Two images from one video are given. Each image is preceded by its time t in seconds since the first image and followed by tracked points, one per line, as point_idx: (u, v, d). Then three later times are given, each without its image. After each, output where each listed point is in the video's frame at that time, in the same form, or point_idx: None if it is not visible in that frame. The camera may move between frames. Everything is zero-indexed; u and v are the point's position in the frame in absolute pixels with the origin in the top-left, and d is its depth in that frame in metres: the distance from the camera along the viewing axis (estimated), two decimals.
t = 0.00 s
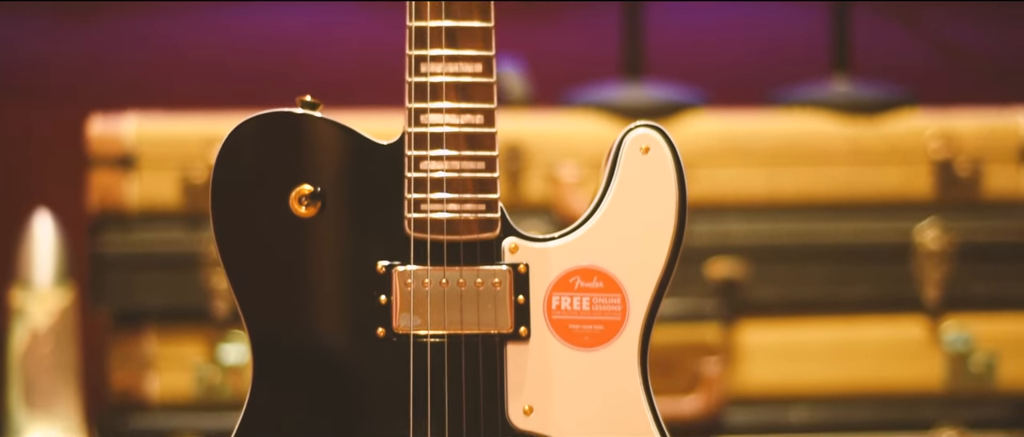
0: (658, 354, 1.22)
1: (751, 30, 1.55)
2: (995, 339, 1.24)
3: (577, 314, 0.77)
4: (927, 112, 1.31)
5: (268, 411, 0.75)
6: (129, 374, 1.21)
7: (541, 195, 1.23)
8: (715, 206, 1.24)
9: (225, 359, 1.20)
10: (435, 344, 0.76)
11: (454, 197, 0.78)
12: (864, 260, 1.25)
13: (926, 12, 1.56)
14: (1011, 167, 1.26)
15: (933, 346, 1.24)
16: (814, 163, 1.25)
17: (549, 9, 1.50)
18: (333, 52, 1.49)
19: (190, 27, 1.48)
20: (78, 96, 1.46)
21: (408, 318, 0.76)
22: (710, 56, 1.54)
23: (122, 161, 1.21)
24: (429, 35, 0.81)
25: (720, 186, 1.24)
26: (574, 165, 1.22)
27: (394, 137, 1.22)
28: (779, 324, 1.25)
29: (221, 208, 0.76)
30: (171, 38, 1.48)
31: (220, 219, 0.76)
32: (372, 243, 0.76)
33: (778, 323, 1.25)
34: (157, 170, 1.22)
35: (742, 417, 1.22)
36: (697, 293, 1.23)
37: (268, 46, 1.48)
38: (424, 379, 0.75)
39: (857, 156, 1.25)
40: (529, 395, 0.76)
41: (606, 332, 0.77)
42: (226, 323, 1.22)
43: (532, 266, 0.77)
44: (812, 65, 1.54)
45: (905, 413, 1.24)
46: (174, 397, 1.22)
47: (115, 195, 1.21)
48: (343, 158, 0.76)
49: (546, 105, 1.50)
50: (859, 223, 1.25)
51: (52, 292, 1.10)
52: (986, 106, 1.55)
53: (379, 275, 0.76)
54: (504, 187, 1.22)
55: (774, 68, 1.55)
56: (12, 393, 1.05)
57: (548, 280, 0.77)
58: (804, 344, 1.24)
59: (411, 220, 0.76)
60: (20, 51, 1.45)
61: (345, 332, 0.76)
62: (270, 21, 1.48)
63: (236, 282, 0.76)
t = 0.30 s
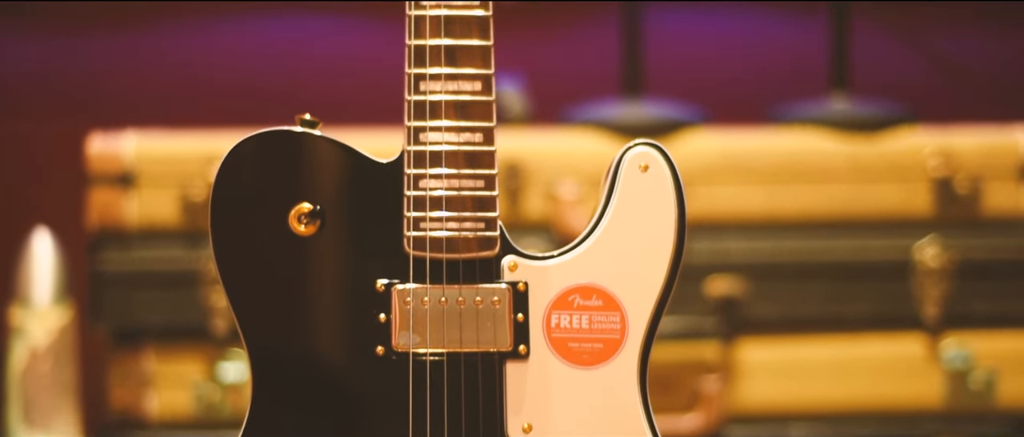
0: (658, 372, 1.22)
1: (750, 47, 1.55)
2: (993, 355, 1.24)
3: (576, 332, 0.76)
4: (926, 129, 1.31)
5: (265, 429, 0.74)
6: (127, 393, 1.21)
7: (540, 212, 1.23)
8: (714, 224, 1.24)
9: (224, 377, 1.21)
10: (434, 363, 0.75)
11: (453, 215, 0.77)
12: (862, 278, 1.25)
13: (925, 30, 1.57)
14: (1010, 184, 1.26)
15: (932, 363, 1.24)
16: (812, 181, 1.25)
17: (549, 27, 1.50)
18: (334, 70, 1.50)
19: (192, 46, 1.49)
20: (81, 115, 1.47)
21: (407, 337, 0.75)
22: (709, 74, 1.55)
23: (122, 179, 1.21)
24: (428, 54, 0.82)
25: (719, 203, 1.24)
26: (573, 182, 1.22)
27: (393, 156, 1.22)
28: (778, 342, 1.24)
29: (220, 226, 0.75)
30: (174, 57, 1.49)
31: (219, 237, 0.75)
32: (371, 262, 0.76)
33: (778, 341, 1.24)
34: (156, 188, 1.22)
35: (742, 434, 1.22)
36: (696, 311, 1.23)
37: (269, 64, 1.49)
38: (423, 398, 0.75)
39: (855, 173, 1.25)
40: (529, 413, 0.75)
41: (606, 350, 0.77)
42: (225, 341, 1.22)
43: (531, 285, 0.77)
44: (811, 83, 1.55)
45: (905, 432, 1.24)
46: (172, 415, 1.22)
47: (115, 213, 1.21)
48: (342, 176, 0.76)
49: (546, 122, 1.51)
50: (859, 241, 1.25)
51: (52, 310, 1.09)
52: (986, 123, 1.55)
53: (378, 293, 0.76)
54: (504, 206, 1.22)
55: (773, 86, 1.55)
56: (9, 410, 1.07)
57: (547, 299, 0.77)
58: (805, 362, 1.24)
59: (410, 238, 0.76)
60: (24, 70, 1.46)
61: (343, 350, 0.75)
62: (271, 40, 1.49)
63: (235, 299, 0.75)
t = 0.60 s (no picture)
0: (659, 388, 1.21)
1: (749, 64, 1.56)
2: (992, 372, 1.25)
3: (575, 349, 0.76)
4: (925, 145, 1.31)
5: None
6: (127, 410, 1.22)
7: (539, 229, 1.23)
8: (714, 241, 1.24)
9: (222, 394, 1.20)
10: (433, 380, 0.75)
11: (452, 232, 0.77)
12: (862, 294, 1.25)
13: (924, 47, 1.57)
14: (1008, 200, 1.27)
15: (930, 380, 1.25)
16: (812, 197, 1.25)
17: (549, 43, 1.51)
18: (334, 88, 1.50)
19: (193, 62, 1.49)
20: (83, 132, 1.47)
21: (406, 354, 0.75)
22: (708, 90, 1.56)
23: (121, 196, 1.21)
24: (427, 69, 0.80)
25: (720, 220, 1.24)
26: (572, 199, 1.22)
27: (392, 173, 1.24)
28: (778, 358, 1.25)
29: (219, 243, 0.75)
30: (175, 74, 1.49)
31: (219, 254, 0.75)
32: (370, 279, 0.76)
33: (778, 357, 1.25)
34: (155, 205, 1.23)
35: None
36: (696, 328, 1.23)
37: (270, 81, 1.50)
38: (422, 416, 0.74)
39: (854, 189, 1.25)
40: (528, 429, 0.75)
41: (605, 367, 0.76)
42: (225, 358, 1.22)
43: (530, 302, 0.76)
44: (809, 100, 1.56)
45: None
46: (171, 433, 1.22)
47: (114, 230, 1.21)
48: (341, 193, 0.76)
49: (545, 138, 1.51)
50: (858, 257, 1.25)
51: (50, 327, 1.08)
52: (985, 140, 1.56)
53: (377, 311, 0.75)
54: (504, 223, 1.22)
55: (772, 103, 1.56)
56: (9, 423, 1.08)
57: (545, 316, 0.77)
58: (805, 377, 1.25)
59: (409, 255, 0.76)
60: (26, 87, 1.47)
61: (343, 367, 0.75)
62: (273, 57, 1.50)
63: (235, 317, 0.75)
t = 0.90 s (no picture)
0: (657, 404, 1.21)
1: (747, 81, 1.57)
2: (990, 388, 1.25)
3: (574, 365, 0.76)
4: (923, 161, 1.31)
5: None
6: (126, 428, 1.21)
7: (538, 244, 1.23)
8: (713, 257, 1.24)
9: (222, 410, 1.18)
10: (431, 396, 0.75)
11: (451, 248, 0.77)
12: (862, 311, 1.25)
13: (923, 63, 1.58)
14: (1006, 216, 1.27)
15: (929, 395, 1.24)
16: (811, 212, 1.25)
17: (550, 58, 1.52)
18: (334, 105, 1.51)
19: (193, 79, 1.50)
20: (84, 148, 1.48)
21: (405, 370, 0.75)
22: (707, 106, 1.56)
23: (120, 213, 1.21)
24: (427, 86, 0.80)
25: (718, 235, 1.24)
26: (572, 215, 1.22)
27: (390, 190, 1.23)
28: (777, 373, 1.25)
29: (218, 258, 0.75)
30: (175, 90, 1.50)
31: (217, 270, 0.75)
32: (370, 296, 0.75)
33: (777, 373, 1.25)
34: (154, 221, 1.23)
35: None
36: (696, 344, 1.23)
37: (270, 97, 1.50)
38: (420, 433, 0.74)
39: (853, 205, 1.25)
40: None
41: (604, 383, 0.76)
42: (224, 374, 1.22)
43: (529, 319, 0.76)
44: (808, 116, 1.56)
45: None
46: None
47: (113, 246, 1.21)
48: (339, 210, 0.76)
49: (545, 152, 1.52)
50: (856, 273, 1.24)
51: (50, 344, 1.09)
52: (982, 156, 1.56)
53: (375, 327, 0.75)
54: (502, 239, 1.22)
55: (771, 119, 1.56)
56: None
57: (544, 332, 0.76)
58: (805, 393, 1.24)
59: (407, 271, 0.76)
60: (26, 104, 1.47)
61: (341, 384, 0.75)
62: (272, 74, 1.51)
63: (232, 332, 0.75)
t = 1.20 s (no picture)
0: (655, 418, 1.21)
1: (746, 96, 1.57)
2: (990, 402, 1.25)
3: (573, 381, 0.76)
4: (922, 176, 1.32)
5: None
6: None
7: (537, 260, 1.23)
8: (712, 272, 1.24)
9: (221, 426, 1.16)
10: (430, 412, 0.75)
11: (450, 264, 0.77)
12: (862, 326, 1.25)
13: (920, 79, 1.58)
14: (1006, 231, 1.27)
15: (929, 410, 1.25)
16: (809, 228, 1.26)
17: (551, 72, 1.53)
18: (334, 121, 1.52)
19: (193, 95, 1.50)
20: (86, 164, 1.49)
21: (404, 385, 0.75)
22: (707, 121, 1.57)
23: (119, 229, 1.22)
24: (425, 102, 0.80)
25: (717, 251, 1.24)
26: (571, 230, 1.23)
27: (390, 205, 1.24)
28: (777, 389, 1.25)
29: (217, 274, 0.75)
30: (175, 106, 1.50)
31: (216, 286, 0.75)
32: (369, 312, 0.75)
33: (777, 388, 1.25)
34: (153, 238, 1.23)
35: None
36: (696, 359, 1.22)
37: (270, 113, 1.51)
38: None
39: (852, 221, 1.26)
40: None
41: (604, 398, 0.76)
42: (224, 389, 1.22)
43: (528, 334, 0.76)
44: (806, 132, 1.57)
45: None
46: None
47: (112, 262, 1.21)
48: (337, 227, 0.75)
49: (546, 166, 1.52)
50: (854, 288, 1.25)
51: (49, 359, 1.10)
52: (980, 171, 1.57)
53: (374, 343, 0.75)
54: (501, 255, 1.23)
55: (769, 135, 1.57)
56: None
57: (543, 348, 0.76)
58: (805, 408, 1.25)
59: (406, 288, 0.76)
60: (28, 120, 1.49)
61: (340, 400, 0.75)
62: (272, 90, 1.51)
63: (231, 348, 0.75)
